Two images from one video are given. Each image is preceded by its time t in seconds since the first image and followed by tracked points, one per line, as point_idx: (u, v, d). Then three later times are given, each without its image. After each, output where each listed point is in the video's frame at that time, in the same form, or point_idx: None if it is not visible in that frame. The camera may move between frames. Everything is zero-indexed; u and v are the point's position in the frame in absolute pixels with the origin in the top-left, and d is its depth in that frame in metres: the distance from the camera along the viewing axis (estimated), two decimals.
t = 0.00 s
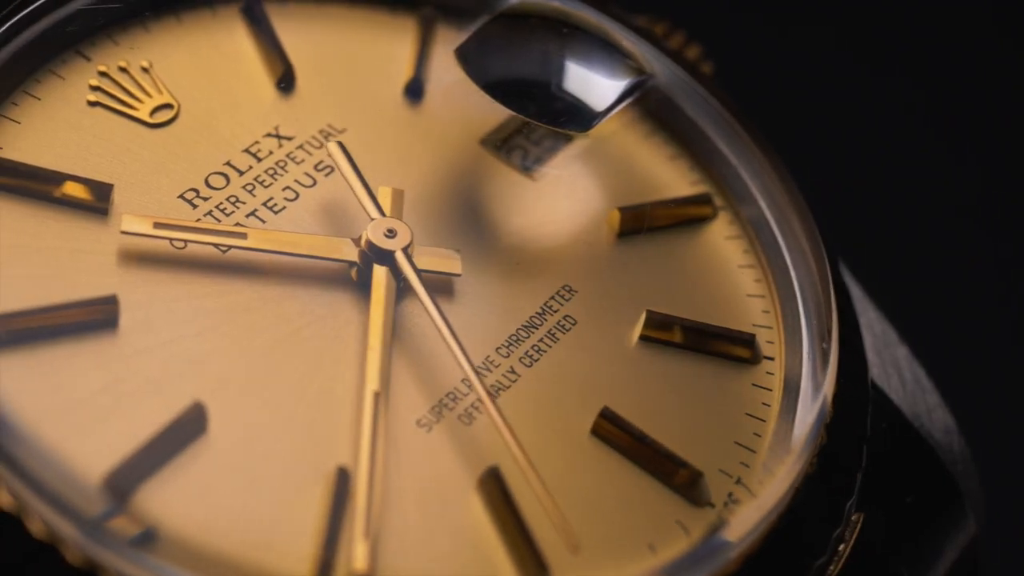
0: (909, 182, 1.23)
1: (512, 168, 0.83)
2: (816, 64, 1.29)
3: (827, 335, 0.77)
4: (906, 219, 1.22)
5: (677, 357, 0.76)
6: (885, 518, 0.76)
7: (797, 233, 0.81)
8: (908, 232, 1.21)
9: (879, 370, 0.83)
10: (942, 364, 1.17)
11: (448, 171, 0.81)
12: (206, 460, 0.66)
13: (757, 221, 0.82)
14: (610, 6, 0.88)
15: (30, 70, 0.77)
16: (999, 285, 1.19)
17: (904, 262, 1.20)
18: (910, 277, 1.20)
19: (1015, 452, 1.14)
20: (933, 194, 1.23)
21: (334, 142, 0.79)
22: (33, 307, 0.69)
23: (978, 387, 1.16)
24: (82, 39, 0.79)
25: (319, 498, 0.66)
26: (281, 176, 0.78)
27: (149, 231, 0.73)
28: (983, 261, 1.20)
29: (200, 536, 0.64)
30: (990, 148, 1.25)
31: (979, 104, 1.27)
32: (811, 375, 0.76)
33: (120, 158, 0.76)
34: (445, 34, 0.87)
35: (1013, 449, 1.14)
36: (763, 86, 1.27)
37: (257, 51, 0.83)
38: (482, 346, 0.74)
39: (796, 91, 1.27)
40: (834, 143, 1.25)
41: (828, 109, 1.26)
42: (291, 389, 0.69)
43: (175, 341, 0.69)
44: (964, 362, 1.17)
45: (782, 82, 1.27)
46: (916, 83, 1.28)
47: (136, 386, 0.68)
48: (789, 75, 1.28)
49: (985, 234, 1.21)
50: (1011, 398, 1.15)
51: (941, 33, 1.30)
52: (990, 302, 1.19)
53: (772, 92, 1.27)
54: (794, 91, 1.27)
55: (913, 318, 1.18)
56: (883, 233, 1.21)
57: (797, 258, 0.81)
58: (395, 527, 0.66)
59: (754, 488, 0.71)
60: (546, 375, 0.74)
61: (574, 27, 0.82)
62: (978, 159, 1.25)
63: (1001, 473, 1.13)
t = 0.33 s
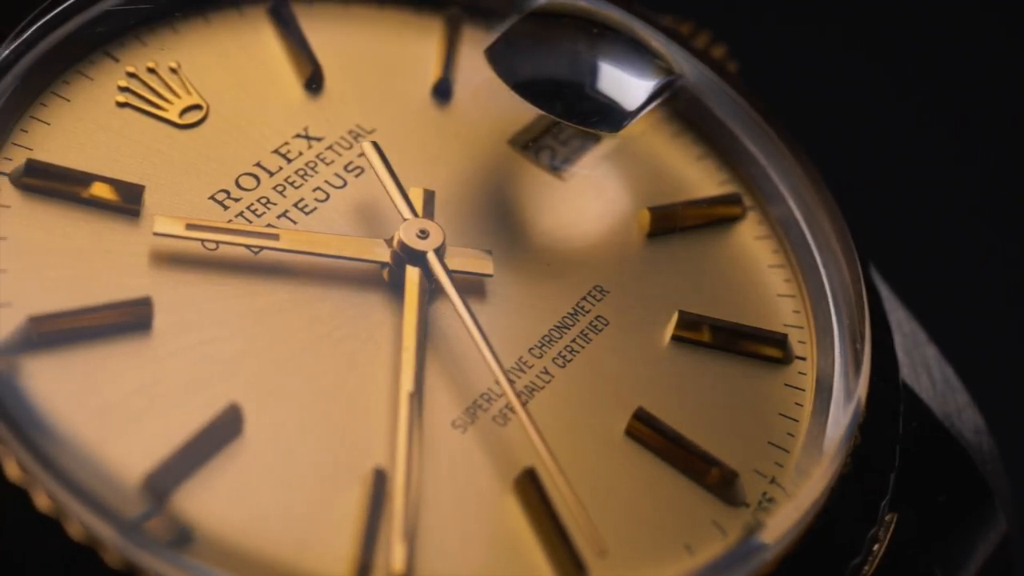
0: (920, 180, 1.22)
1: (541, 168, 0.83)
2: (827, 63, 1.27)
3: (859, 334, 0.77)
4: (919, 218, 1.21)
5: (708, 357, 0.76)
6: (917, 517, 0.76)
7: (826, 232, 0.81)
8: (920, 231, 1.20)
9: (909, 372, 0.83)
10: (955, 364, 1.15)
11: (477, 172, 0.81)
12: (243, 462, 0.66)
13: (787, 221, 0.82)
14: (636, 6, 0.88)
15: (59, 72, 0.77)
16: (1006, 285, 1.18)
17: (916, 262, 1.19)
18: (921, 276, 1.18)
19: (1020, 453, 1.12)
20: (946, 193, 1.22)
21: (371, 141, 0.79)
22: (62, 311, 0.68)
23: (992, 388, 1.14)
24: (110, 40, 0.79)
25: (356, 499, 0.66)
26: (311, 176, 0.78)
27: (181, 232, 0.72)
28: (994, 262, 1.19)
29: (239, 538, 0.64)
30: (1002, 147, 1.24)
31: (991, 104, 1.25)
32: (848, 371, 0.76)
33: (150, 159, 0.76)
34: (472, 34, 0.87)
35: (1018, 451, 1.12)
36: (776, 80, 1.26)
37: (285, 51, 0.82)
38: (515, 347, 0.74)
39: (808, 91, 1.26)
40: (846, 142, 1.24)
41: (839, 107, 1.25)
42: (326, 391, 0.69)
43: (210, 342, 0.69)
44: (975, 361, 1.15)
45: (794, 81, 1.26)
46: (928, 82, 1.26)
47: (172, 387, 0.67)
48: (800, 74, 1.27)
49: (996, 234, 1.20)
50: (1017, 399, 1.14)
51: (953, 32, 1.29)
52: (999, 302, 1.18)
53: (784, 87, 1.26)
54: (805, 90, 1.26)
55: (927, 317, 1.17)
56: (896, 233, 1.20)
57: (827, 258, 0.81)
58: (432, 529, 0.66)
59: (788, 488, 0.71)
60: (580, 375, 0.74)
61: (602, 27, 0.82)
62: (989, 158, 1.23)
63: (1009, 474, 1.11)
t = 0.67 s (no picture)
0: (923, 182, 1.19)
1: (570, 168, 0.82)
2: (833, 64, 1.23)
3: (891, 334, 0.76)
4: (926, 218, 1.17)
5: (739, 357, 0.76)
6: (949, 516, 0.76)
7: (856, 231, 0.81)
8: (927, 231, 1.17)
9: (939, 371, 0.83)
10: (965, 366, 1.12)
11: (508, 173, 0.81)
12: (280, 463, 0.66)
13: (816, 220, 0.82)
14: (663, 6, 0.88)
15: (88, 73, 0.76)
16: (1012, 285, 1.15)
17: (923, 262, 1.16)
18: (929, 277, 1.16)
19: None
20: (953, 194, 1.18)
21: (406, 142, 0.79)
22: (93, 313, 0.68)
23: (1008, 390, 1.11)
24: (139, 41, 0.79)
25: (393, 500, 0.66)
26: (341, 177, 0.78)
27: (214, 233, 0.72)
28: (1001, 263, 1.16)
29: (278, 539, 0.63)
30: (1006, 148, 1.20)
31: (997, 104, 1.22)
32: (880, 379, 0.75)
33: (181, 159, 0.76)
34: (498, 35, 0.87)
35: None
36: (783, 79, 1.21)
37: (313, 52, 0.82)
38: (548, 348, 0.74)
39: (814, 91, 1.21)
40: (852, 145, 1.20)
41: (843, 108, 1.21)
42: (361, 392, 0.69)
43: (245, 343, 0.69)
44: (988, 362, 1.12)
45: (800, 81, 1.22)
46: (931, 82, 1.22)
47: (208, 389, 0.67)
48: (806, 75, 1.22)
49: (1003, 233, 1.17)
50: None
51: (959, 32, 1.24)
52: (1006, 302, 1.15)
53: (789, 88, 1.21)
54: (812, 90, 1.22)
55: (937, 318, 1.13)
56: (903, 232, 1.16)
57: (857, 257, 0.81)
58: (469, 530, 0.66)
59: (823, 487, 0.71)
60: (613, 375, 0.73)
61: (631, 27, 0.82)
62: (996, 158, 1.20)
63: None
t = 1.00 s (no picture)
0: (943, 183, 1.18)
1: (599, 168, 0.82)
2: (861, 63, 1.23)
3: (924, 334, 0.76)
4: (951, 218, 1.17)
5: (771, 356, 0.76)
6: (982, 515, 0.76)
7: (885, 230, 0.81)
8: (953, 230, 1.16)
9: (968, 370, 0.85)
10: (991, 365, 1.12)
11: (537, 172, 0.80)
12: (316, 464, 0.65)
13: (845, 219, 0.82)
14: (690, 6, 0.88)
15: (117, 74, 0.76)
16: None
17: (948, 262, 1.15)
18: (956, 278, 1.15)
19: None
20: (980, 194, 1.18)
21: (441, 143, 0.79)
22: (128, 315, 0.68)
23: None
24: (167, 41, 0.79)
25: (431, 500, 0.66)
26: (372, 177, 0.77)
27: (247, 234, 0.72)
28: None
29: (316, 540, 0.63)
30: None
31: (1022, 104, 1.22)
32: (913, 381, 0.74)
33: (211, 160, 0.76)
34: (525, 34, 0.87)
35: None
36: (809, 78, 1.21)
37: (341, 53, 0.82)
38: (581, 347, 0.73)
39: (841, 89, 1.21)
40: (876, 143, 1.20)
41: (870, 107, 1.21)
42: (395, 393, 0.69)
43: (279, 344, 0.69)
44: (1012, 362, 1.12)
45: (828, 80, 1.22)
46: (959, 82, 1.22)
47: (243, 390, 0.67)
48: (833, 74, 1.22)
49: None
50: None
51: (984, 32, 1.25)
52: None
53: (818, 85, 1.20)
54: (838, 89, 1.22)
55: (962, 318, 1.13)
56: (928, 232, 1.16)
57: (886, 255, 0.80)
58: (507, 530, 0.66)
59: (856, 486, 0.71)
60: (646, 375, 0.73)
61: (660, 26, 0.82)
62: None
63: None
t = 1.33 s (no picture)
0: (967, 180, 1.10)
1: (627, 167, 0.82)
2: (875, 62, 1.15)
3: (959, 333, 0.75)
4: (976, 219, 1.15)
5: (802, 356, 0.76)
6: (1015, 513, 0.76)
7: (917, 230, 0.80)
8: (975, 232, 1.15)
9: (999, 370, 0.84)
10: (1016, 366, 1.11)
11: (565, 172, 0.80)
12: (353, 465, 0.65)
13: (874, 218, 0.82)
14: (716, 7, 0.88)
15: (146, 74, 0.76)
16: None
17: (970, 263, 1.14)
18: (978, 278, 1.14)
19: None
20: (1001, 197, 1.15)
21: (475, 142, 0.80)
22: (164, 316, 0.68)
23: None
24: (196, 42, 0.79)
25: (467, 501, 0.66)
26: (402, 178, 0.77)
27: (280, 234, 0.72)
28: None
29: (355, 540, 0.63)
30: None
31: None
32: (944, 380, 0.74)
33: (241, 161, 0.75)
34: (551, 34, 0.87)
35: None
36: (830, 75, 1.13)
37: (368, 53, 0.82)
38: (614, 348, 0.73)
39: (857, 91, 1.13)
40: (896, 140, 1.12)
41: (887, 107, 1.13)
42: (430, 393, 0.69)
43: (314, 344, 0.69)
44: None
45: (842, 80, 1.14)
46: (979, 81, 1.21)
47: (279, 391, 0.67)
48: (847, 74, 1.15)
49: None
50: None
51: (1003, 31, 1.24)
52: None
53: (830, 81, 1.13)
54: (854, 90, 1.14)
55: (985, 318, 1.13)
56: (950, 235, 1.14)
57: (915, 255, 0.80)
58: (544, 530, 0.66)
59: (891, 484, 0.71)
60: (679, 375, 0.73)
61: (690, 26, 0.82)
62: None
63: None
